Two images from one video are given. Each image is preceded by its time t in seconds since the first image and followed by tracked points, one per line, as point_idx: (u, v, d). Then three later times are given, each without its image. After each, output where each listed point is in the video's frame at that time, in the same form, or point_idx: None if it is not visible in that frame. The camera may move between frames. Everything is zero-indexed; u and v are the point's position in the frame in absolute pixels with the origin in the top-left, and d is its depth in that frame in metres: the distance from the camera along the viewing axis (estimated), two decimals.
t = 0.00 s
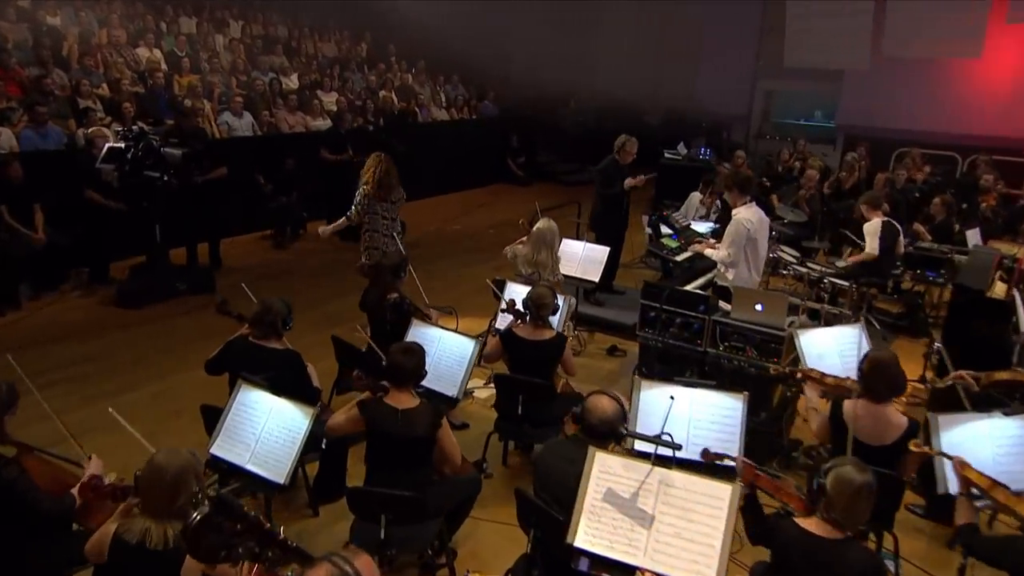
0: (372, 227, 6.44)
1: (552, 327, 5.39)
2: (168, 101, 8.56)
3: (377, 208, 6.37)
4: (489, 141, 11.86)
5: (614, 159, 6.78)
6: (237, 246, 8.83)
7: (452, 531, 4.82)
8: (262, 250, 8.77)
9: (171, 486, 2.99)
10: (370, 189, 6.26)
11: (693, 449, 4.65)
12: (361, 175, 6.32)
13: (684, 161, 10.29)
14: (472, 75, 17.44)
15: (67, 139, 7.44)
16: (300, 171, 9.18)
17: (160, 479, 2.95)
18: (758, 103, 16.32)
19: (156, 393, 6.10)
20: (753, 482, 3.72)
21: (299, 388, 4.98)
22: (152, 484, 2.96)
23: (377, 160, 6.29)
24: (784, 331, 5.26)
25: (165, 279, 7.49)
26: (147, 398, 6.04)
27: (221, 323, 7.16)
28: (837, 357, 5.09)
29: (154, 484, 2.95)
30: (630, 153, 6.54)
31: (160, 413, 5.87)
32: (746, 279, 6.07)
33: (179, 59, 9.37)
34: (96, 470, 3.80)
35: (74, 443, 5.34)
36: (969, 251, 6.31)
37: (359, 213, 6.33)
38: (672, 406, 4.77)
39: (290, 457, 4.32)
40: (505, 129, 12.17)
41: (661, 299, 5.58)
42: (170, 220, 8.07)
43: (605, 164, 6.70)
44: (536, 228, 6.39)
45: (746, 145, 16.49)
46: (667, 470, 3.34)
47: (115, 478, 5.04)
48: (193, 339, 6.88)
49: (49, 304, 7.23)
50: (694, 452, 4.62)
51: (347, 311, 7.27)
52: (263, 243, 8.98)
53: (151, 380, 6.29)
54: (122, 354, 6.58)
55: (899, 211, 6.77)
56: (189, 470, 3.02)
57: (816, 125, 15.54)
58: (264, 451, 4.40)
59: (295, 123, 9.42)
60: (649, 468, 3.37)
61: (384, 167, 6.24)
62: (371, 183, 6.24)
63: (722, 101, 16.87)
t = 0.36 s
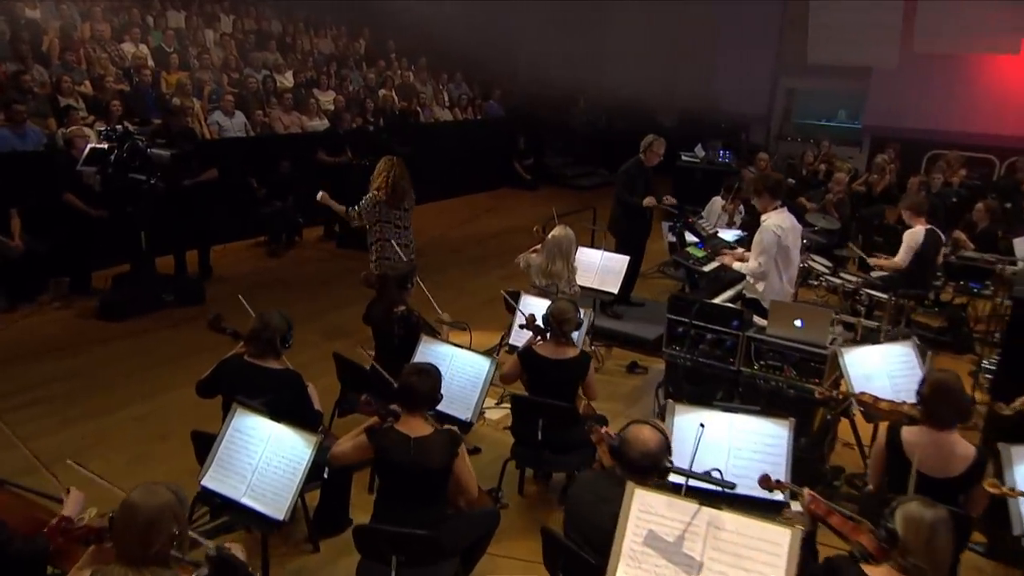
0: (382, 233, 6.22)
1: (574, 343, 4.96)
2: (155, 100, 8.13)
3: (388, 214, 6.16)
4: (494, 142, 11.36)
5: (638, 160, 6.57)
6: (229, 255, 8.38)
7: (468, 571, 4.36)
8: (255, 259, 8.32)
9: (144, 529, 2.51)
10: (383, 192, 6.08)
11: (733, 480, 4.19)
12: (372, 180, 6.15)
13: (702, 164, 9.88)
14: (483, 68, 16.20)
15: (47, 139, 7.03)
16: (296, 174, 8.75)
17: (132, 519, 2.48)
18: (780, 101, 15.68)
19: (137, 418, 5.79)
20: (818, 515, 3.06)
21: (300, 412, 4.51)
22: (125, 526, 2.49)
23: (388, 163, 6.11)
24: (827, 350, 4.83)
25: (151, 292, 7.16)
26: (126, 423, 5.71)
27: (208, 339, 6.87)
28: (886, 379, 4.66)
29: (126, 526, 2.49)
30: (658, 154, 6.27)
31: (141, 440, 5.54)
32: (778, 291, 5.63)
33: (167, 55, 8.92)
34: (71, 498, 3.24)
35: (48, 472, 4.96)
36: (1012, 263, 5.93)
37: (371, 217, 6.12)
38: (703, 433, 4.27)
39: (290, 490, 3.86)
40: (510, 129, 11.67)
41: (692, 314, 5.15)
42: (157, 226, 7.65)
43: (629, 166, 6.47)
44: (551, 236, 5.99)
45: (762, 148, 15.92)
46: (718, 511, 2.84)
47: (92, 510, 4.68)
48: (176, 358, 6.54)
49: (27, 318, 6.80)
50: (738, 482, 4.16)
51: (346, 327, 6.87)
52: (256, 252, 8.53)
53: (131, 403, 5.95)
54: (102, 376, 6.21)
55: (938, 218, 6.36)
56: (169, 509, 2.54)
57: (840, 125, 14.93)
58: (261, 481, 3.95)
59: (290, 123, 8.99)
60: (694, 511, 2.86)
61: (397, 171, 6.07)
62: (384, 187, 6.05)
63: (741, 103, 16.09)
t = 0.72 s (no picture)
0: (390, 238, 5.81)
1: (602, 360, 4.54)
2: (143, 97, 7.77)
3: (396, 216, 5.76)
4: (504, 141, 10.88)
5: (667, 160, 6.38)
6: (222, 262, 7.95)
7: None
8: (249, 266, 7.90)
9: (124, 572, 2.28)
10: (390, 193, 5.68)
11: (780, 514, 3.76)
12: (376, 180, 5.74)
13: (721, 164, 9.27)
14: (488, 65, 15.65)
15: (27, 136, 6.68)
16: (292, 176, 8.35)
17: (110, 562, 2.24)
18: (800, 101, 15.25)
19: (119, 439, 5.35)
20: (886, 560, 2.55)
21: (307, 436, 4.08)
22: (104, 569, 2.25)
23: (393, 163, 5.69)
24: (878, 368, 4.44)
25: (141, 301, 6.76)
26: (108, 444, 5.28)
27: (199, 352, 6.44)
28: (943, 400, 4.24)
29: (106, 570, 2.25)
30: (686, 154, 6.11)
31: (124, 463, 5.11)
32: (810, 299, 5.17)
33: (156, 50, 8.52)
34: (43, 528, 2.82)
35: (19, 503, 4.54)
36: None
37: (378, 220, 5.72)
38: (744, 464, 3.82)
39: (295, 525, 3.41)
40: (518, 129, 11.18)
41: (726, 327, 4.75)
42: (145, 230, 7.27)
43: (653, 168, 6.29)
44: (568, 242, 5.58)
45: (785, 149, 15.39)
46: (779, 554, 2.43)
47: (68, 547, 4.26)
48: (163, 373, 6.12)
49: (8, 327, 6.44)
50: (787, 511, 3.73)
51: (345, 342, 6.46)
52: (251, 258, 8.10)
53: (114, 422, 5.52)
54: (84, 392, 5.80)
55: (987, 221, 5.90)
56: (153, 552, 2.28)
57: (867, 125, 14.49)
58: (262, 512, 3.49)
59: (287, 122, 8.59)
60: (756, 554, 2.44)
61: (402, 170, 5.68)
62: (390, 187, 5.65)
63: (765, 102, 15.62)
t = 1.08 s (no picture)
0: (398, 240, 5.40)
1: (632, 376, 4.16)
2: (130, 92, 7.43)
3: (402, 216, 5.36)
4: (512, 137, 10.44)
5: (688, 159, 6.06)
6: (214, 267, 7.55)
7: None
8: (243, 271, 7.51)
9: None
10: (392, 191, 5.31)
11: (839, 553, 3.32)
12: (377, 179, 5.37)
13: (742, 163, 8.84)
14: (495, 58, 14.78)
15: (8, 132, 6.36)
16: (287, 175, 8.00)
17: None
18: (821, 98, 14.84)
19: (102, 460, 4.95)
20: None
21: (314, 461, 3.63)
22: None
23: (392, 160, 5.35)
24: (934, 386, 4.06)
25: (128, 309, 6.40)
26: (93, 465, 4.89)
27: (189, 364, 6.05)
28: (1006, 421, 3.89)
29: None
30: (709, 151, 5.79)
31: (108, 487, 4.70)
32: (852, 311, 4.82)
33: (144, 43, 8.12)
34: (7, 566, 2.49)
35: None
36: None
37: (383, 221, 5.33)
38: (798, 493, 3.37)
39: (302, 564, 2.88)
40: (526, 126, 10.71)
41: (763, 341, 4.38)
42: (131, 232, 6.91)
43: (675, 167, 5.95)
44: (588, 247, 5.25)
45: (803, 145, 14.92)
46: None
47: None
48: (151, 388, 5.73)
49: None
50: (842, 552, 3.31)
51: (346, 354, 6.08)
52: (245, 263, 7.71)
53: (97, 442, 5.13)
54: (65, 409, 5.42)
55: None
56: None
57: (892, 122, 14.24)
58: (265, 548, 2.96)
59: (283, 118, 8.22)
60: None
61: (404, 165, 5.30)
62: (391, 185, 5.28)
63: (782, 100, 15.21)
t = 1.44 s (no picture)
0: (417, 241, 5.06)
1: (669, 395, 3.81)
2: (120, 84, 7.09)
3: (420, 215, 5.04)
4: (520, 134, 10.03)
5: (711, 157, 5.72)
6: (209, 270, 7.22)
7: None
8: (240, 274, 7.18)
9: None
10: (411, 189, 4.93)
11: None
12: (389, 179, 4.97)
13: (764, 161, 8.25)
14: (503, 54, 13.87)
15: None
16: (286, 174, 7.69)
17: None
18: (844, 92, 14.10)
19: (90, 480, 4.60)
20: None
21: (326, 482, 3.24)
22: None
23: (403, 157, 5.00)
24: (999, 403, 3.70)
25: (119, 316, 6.05)
26: (84, 481, 4.58)
27: (184, 374, 5.71)
28: None
29: None
30: (734, 148, 5.47)
31: (96, 509, 4.35)
32: (894, 318, 4.51)
33: (135, 33, 7.74)
34: None
35: None
36: None
37: (405, 221, 4.95)
38: (864, 526, 2.80)
39: None
40: (536, 122, 10.27)
41: (807, 354, 4.04)
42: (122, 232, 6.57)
43: (696, 168, 5.61)
44: (613, 250, 4.95)
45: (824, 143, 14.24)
46: None
47: None
48: (144, 401, 5.37)
49: None
50: None
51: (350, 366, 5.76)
52: (242, 266, 7.39)
53: (85, 459, 4.77)
54: (51, 423, 5.06)
55: None
56: None
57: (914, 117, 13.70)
58: None
59: (281, 113, 7.89)
60: None
61: (416, 162, 4.94)
62: (410, 184, 4.91)
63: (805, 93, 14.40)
